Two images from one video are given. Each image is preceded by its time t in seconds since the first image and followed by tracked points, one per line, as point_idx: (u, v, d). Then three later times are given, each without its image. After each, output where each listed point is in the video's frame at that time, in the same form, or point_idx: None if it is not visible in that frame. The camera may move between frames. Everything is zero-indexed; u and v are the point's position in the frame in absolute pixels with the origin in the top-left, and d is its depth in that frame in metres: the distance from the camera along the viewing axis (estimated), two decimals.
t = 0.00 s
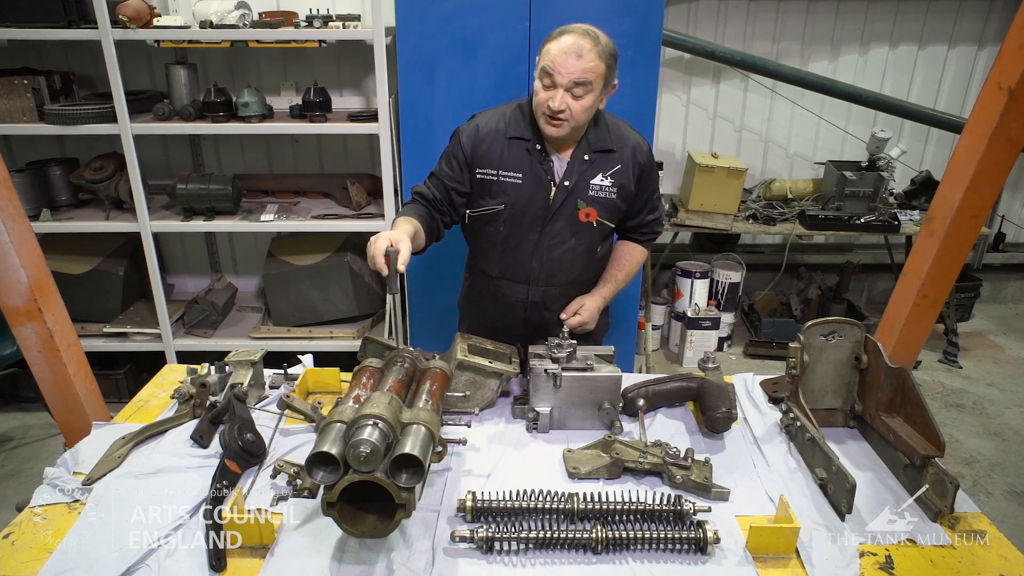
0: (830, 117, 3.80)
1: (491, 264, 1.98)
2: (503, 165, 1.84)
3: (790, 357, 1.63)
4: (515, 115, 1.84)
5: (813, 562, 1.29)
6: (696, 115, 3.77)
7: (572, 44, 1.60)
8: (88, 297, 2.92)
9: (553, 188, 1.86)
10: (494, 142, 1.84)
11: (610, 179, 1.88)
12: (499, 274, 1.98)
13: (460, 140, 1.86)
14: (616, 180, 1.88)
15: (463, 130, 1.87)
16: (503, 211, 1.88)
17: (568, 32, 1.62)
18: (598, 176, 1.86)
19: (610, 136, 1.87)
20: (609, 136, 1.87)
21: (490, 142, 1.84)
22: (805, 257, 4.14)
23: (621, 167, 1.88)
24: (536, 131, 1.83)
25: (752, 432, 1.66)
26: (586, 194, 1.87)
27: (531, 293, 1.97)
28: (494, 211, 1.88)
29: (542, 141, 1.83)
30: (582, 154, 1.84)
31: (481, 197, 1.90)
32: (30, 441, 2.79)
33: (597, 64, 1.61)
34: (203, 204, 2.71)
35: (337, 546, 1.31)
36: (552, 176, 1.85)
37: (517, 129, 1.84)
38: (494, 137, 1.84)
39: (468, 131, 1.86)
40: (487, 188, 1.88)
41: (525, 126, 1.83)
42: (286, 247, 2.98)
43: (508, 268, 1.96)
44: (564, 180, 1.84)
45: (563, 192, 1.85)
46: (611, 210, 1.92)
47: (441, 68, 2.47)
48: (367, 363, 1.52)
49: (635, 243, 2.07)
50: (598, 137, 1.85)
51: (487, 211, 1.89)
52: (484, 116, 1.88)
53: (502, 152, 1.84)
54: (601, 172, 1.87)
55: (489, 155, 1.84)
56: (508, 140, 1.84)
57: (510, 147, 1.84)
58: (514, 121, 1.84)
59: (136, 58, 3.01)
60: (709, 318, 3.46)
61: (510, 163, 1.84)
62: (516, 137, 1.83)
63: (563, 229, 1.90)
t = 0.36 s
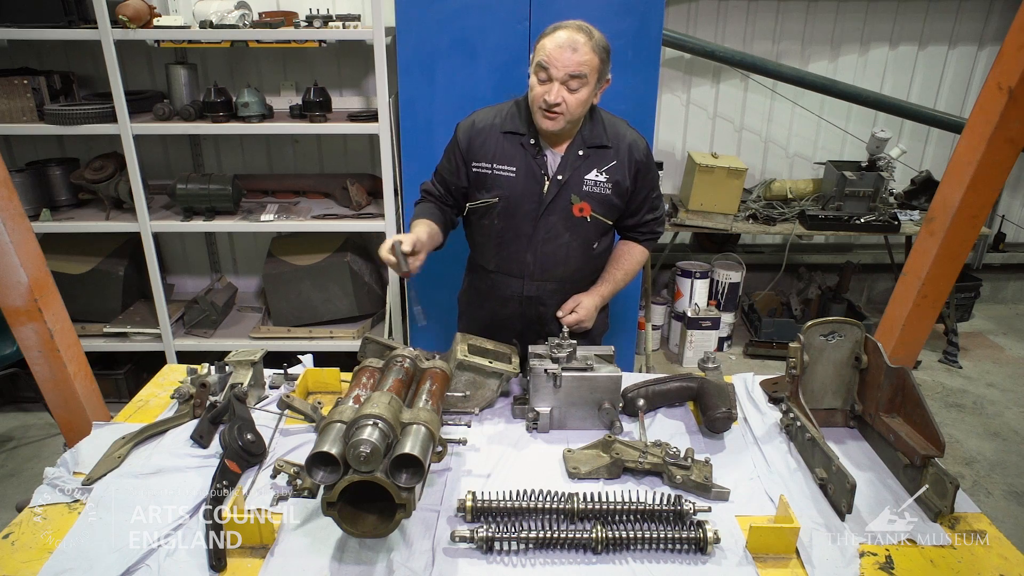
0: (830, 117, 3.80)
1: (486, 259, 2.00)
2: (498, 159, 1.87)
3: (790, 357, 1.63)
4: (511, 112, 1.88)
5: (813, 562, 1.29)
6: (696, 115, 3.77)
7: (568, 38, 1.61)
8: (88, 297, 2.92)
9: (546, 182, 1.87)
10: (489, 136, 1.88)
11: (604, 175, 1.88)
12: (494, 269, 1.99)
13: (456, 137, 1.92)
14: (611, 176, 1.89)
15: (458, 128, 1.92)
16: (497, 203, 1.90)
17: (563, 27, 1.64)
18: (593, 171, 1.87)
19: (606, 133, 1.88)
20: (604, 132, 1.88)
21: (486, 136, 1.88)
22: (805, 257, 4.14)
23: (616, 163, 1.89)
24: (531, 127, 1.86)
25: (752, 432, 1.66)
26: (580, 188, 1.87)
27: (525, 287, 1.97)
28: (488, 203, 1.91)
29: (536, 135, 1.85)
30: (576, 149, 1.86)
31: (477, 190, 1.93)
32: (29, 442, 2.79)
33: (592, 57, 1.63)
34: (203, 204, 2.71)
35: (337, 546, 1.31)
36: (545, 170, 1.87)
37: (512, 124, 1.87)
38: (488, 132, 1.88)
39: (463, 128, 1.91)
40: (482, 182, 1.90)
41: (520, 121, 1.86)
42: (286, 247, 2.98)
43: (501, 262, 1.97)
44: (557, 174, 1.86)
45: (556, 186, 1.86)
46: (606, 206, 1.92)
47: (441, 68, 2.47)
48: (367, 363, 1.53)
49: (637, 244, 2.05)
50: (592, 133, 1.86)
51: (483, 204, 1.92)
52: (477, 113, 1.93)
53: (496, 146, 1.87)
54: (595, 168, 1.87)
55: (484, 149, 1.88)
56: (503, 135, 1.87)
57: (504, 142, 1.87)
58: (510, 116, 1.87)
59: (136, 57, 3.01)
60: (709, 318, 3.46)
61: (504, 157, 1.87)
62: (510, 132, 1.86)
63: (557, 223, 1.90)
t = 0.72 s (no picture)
0: (830, 117, 3.80)
1: (486, 258, 2.00)
2: (495, 157, 1.87)
3: (790, 357, 1.63)
4: (508, 111, 1.88)
5: (813, 562, 1.29)
6: (696, 115, 3.77)
7: (571, 44, 1.59)
8: (88, 297, 2.92)
9: (543, 180, 1.87)
10: (486, 135, 1.88)
11: (601, 173, 1.88)
12: (495, 267, 2.00)
13: (454, 136, 1.93)
14: (608, 174, 1.89)
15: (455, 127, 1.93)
16: (495, 202, 1.90)
17: (564, 32, 1.61)
18: (590, 169, 1.87)
19: (603, 132, 1.87)
20: (601, 130, 1.87)
21: (483, 134, 1.88)
22: (805, 257, 4.14)
23: (613, 161, 1.89)
24: (528, 125, 1.86)
25: (752, 432, 1.66)
26: (577, 186, 1.87)
27: (525, 285, 1.97)
28: (486, 203, 1.91)
29: (533, 134, 1.85)
30: (573, 147, 1.85)
31: (474, 189, 1.93)
32: (29, 442, 2.79)
33: (595, 61, 1.62)
34: (203, 204, 2.71)
35: (337, 546, 1.31)
36: (542, 169, 1.86)
37: (510, 123, 1.86)
38: (485, 131, 1.88)
39: (459, 129, 1.92)
40: (479, 181, 1.91)
41: (517, 120, 1.85)
42: (286, 247, 2.98)
43: (500, 260, 1.97)
44: (554, 172, 1.86)
45: (553, 184, 1.86)
46: (603, 204, 1.91)
47: (441, 68, 2.47)
48: (367, 363, 1.52)
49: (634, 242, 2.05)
50: (589, 132, 1.85)
51: (479, 202, 1.92)
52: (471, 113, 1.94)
53: (493, 145, 1.87)
54: (593, 166, 1.87)
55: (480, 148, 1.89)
56: (500, 133, 1.87)
57: (501, 141, 1.87)
58: (508, 116, 1.87)
59: (136, 57, 3.01)
60: (709, 318, 3.46)
61: (501, 156, 1.87)
62: (508, 131, 1.86)
63: (554, 221, 1.90)
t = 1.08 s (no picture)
0: (830, 117, 3.80)
1: (512, 265, 1.96)
2: (526, 166, 1.79)
3: (790, 357, 1.63)
4: (525, 115, 1.79)
5: (813, 562, 1.29)
6: (696, 115, 3.77)
7: (584, 37, 1.59)
8: (88, 297, 2.92)
9: (571, 181, 1.84)
10: (513, 145, 1.77)
11: (616, 167, 1.90)
12: (524, 274, 1.96)
13: (478, 151, 1.75)
14: (621, 167, 1.91)
15: (478, 142, 1.75)
16: (531, 211, 1.84)
17: (575, 27, 1.60)
18: (607, 164, 1.88)
19: (608, 126, 1.90)
20: (608, 124, 1.89)
21: (509, 145, 1.77)
22: (805, 257, 4.14)
23: (625, 154, 1.91)
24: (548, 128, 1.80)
25: (752, 432, 1.66)
26: (600, 183, 1.88)
27: (556, 287, 1.98)
28: (522, 213, 1.83)
29: (555, 137, 1.80)
30: (590, 144, 1.85)
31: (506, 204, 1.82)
32: (30, 441, 2.79)
33: (609, 53, 1.62)
34: (203, 204, 2.70)
35: (336, 546, 1.31)
36: (569, 170, 1.83)
37: (530, 128, 1.78)
38: (511, 140, 1.77)
39: (482, 143, 1.75)
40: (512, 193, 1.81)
41: (537, 124, 1.78)
42: (286, 247, 2.98)
43: (529, 266, 1.95)
44: (580, 172, 1.84)
45: (581, 184, 1.85)
46: (618, 196, 1.94)
47: (441, 68, 2.47)
48: (367, 363, 1.52)
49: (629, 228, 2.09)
50: (600, 127, 1.87)
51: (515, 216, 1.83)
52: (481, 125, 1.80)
53: (522, 154, 1.78)
54: (608, 161, 1.88)
55: (509, 160, 1.77)
56: (524, 141, 1.78)
57: (528, 149, 1.78)
58: (528, 121, 1.78)
59: (136, 58, 3.01)
60: (709, 318, 3.46)
61: (531, 164, 1.79)
62: (531, 137, 1.78)
63: (581, 221, 1.90)
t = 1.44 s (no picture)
0: (830, 116, 3.80)
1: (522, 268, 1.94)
2: (536, 169, 1.77)
3: (790, 357, 1.63)
4: (528, 118, 1.77)
5: (813, 562, 1.29)
6: (696, 115, 3.77)
7: (577, 33, 1.58)
8: (88, 297, 2.92)
9: (577, 180, 1.83)
10: (522, 149, 1.75)
11: (616, 163, 1.91)
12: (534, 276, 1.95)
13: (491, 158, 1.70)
14: (620, 163, 1.92)
15: (490, 149, 1.70)
16: (544, 213, 1.83)
17: (568, 24, 1.60)
18: (607, 161, 1.89)
19: (606, 123, 1.91)
20: (605, 121, 1.90)
21: (519, 150, 1.74)
22: (805, 256, 4.14)
23: (622, 150, 1.93)
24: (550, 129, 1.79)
25: (752, 432, 1.66)
26: (602, 179, 1.88)
27: (567, 287, 1.99)
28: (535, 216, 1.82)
29: (560, 137, 1.79)
30: (591, 142, 1.86)
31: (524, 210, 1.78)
32: (30, 442, 2.79)
33: (602, 48, 1.61)
34: (203, 204, 2.70)
35: (336, 546, 1.31)
36: (574, 168, 1.83)
37: (534, 130, 1.76)
38: (519, 143, 1.74)
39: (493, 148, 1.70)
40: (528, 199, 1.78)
41: (540, 125, 1.77)
42: (287, 247, 2.99)
43: (540, 266, 1.94)
44: (586, 170, 1.84)
45: (587, 182, 1.84)
46: (619, 191, 1.95)
47: (441, 68, 2.47)
48: (367, 363, 1.52)
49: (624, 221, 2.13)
50: (598, 125, 1.87)
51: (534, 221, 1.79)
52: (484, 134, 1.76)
53: (532, 157, 1.76)
54: (608, 157, 1.89)
55: (521, 164, 1.74)
56: (530, 144, 1.76)
57: (535, 151, 1.77)
58: (531, 123, 1.76)
59: (136, 58, 3.01)
60: (709, 318, 3.46)
61: (541, 166, 1.78)
62: (536, 139, 1.76)
63: (588, 219, 1.90)
